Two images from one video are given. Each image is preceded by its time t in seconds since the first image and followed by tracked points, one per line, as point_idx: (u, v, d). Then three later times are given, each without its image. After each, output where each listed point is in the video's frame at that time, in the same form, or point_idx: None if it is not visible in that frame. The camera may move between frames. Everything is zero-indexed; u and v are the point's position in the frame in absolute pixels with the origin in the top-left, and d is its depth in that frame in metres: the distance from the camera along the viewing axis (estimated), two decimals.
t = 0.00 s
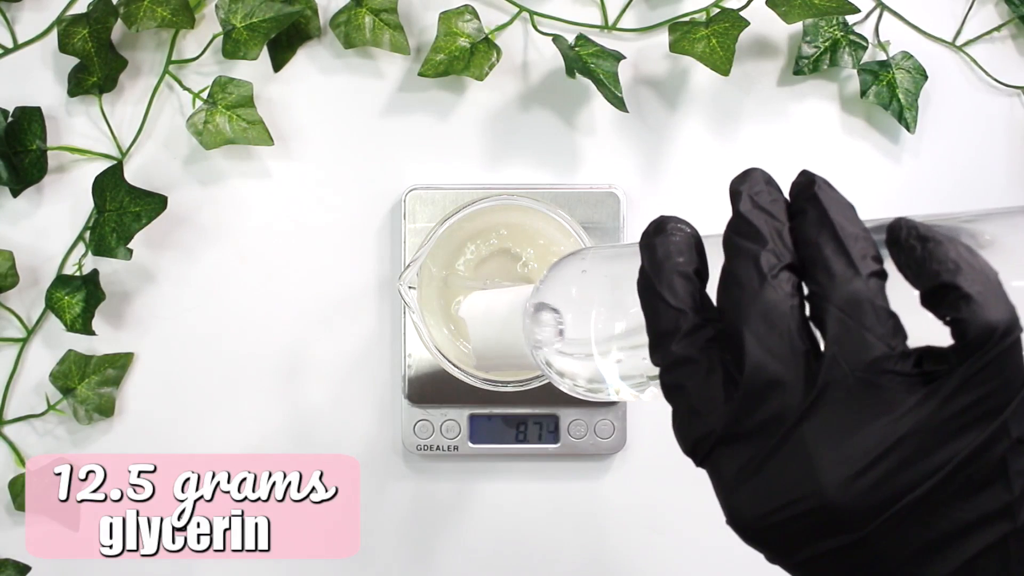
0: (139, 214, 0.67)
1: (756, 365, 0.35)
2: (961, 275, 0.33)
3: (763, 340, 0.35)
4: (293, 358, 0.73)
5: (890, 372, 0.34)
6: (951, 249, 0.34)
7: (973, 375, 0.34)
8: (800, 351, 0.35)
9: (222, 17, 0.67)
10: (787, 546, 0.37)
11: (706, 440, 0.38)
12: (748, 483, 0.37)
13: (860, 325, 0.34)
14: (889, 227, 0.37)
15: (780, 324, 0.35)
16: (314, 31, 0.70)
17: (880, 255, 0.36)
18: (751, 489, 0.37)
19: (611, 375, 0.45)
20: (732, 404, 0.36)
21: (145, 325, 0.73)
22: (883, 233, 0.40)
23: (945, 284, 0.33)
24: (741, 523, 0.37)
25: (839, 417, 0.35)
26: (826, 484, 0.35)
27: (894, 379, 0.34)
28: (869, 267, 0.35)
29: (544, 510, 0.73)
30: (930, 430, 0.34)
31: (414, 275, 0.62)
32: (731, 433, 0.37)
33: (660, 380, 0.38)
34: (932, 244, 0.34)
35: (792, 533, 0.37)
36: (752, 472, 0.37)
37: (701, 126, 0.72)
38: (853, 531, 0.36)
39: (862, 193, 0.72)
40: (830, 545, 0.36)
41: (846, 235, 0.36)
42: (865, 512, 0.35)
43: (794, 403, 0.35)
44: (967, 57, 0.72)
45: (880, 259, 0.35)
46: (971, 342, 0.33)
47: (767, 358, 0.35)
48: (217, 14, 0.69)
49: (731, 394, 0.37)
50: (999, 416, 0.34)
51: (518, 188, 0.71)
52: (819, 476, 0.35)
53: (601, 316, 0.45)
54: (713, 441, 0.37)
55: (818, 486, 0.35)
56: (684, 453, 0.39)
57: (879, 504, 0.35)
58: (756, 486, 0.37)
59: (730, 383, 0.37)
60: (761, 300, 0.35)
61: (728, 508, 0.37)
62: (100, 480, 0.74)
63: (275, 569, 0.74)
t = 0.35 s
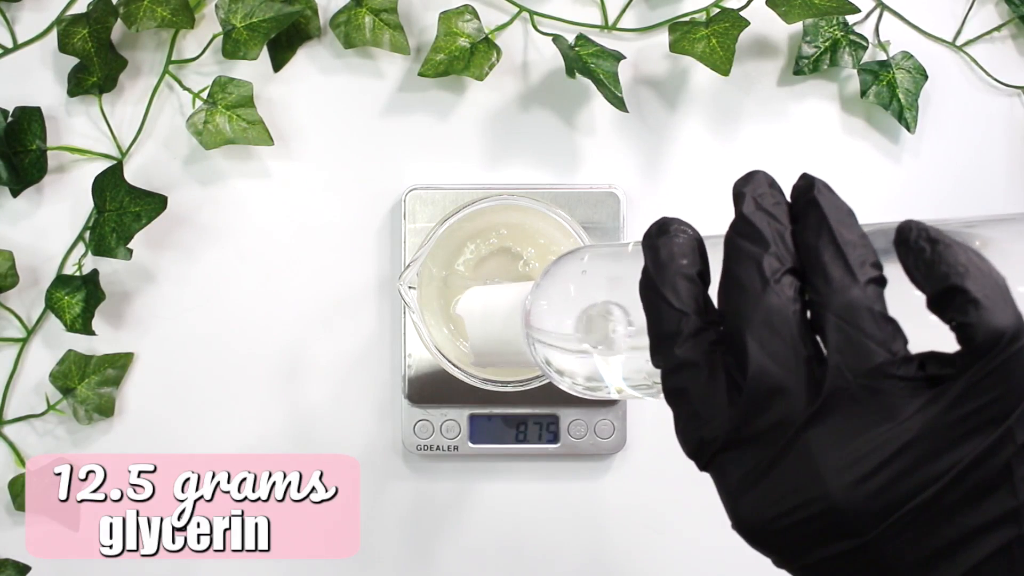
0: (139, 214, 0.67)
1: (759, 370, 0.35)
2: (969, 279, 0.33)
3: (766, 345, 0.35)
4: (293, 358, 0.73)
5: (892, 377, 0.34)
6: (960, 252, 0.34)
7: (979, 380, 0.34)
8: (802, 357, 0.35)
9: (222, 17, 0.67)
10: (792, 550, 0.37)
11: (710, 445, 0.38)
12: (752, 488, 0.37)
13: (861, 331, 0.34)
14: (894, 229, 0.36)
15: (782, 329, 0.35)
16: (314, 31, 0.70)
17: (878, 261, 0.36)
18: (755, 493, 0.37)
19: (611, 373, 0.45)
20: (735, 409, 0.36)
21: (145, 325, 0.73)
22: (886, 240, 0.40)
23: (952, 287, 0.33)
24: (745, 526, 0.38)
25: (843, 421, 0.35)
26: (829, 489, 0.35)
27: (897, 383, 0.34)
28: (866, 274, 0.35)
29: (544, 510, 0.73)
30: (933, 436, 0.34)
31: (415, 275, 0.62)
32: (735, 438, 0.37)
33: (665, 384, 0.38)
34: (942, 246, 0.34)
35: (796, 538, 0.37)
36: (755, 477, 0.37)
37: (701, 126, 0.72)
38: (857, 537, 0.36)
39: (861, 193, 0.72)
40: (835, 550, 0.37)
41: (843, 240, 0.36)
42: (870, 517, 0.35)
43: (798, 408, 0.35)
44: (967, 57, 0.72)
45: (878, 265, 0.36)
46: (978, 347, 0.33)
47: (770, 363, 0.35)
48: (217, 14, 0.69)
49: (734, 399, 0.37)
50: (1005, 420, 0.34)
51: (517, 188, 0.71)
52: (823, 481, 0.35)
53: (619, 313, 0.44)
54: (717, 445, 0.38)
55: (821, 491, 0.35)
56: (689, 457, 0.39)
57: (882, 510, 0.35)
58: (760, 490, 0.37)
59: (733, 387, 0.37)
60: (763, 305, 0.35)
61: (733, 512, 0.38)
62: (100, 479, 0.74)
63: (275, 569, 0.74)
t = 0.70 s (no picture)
0: (139, 214, 0.67)
1: (758, 381, 0.35)
2: (966, 288, 0.33)
3: (766, 356, 0.35)
4: (293, 358, 0.73)
5: (892, 385, 0.34)
6: (954, 261, 0.34)
7: (977, 388, 0.33)
8: (801, 366, 0.35)
9: (222, 17, 0.67)
10: (793, 561, 0.37)
11: (710, 455, 0.38)
12: (751, 498, 0.37)
13: (861, 339, 0.34)
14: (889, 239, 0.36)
15: (781, 339, 0.35)
16: (314, 31, 0.70)
17: (880, 267, 0.36)
18: (756, 503, 0.37)
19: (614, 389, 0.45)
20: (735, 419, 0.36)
21: (145, 325, 0.73)
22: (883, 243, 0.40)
23: (949, 297, 0.33)
24: (745, 537, 0.38)
25: (842, 431, 0.35)
26: (829, 500, 0.35)
27: (897, 391, 0.34)
28: (868, 281, 0.35)
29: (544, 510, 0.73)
30: (933, 444, 0.34)
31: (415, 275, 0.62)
32: (735, 449, 0.37)
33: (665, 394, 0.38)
34: (935, 256, 0.34)
35: (798, 548, 0.37)
36: (755, 487, 0.37)
37: (701, 125, 0.72)
38: (858, 546, 0.36)
39: (862, 193, 0.72)
40: (836, 560, 0.36)
41: (843, 247, 0.35)
42: (871, 526, 0.35)
43: (797, 418, 0.35)
44: (967, 57, 0.72)
45: (880, 273, 0.35)
46: (975, 355, 0.33)
47: (770, 374, 0.35)
48: (217, 14, 0.69)
49: (734, 409, 0.37)
50: (1005, 428, 0.34)
51: (517, 188, 0.71)
52: (823, 490, 0.35)
53: (621, 326, 0.44)
54: (717, 456, 0.37)
55: (821, 501, 0.35)
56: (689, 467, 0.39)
57: (882, 519, 0.35)
58: (760, 501, 0.37)
59: (732, 397, 0.37)
60: (762, 316, 0.35)
61: (733, 522, 0.38)
62: (100, 479, 0.74)
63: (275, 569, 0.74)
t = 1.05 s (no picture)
0: (139, 214, 0.67)
1: (755, 386, 0.35)
2: (965, 293, 0.33)
3: (764, 360, 0.35)
4: (293, 359, 0.73)
5: (890, 391, 0.34)
6: (955, 265, 0.34)
7: (977, 394, 0.34)
8: (798, 370, 0.35)
9: (222, 17, 0.67)
10: (792, 566, 0.37)
11: (707, 461, 0.38)
12: (749, 503, 0.37)
13: (856, 344, 0.34)
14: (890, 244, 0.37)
15: (778, 344, 0.35)
16: (314, 31, 0.70)
17: (875, 273, 0.36)
18: (754, 508, 0.37)
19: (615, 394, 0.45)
20: (733, 424, 0.36)
21: (145, 325, 0.73)
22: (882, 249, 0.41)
23: (949, 301, 0.33)
24: (744, 542, 0.38)
25: (840, 437, 0.35)
26: (828, 505, 0.35)
27: (894, 398, 0.34)
28: (862, 287, 0.35)
29: (544, 510, 0.73)
30: (932, 449, 0.34)
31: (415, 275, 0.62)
32: (733, 454, 0.37)
33: (662, 398, 0.38)
34: (936, 259, 0.34)
35: (796, 553, 0.37)
36: (753, 492, 0.37)
37: (701, 126, 0.72)
38: (857, 551, 0.36)
39: (862, 193, 0.72)
40: (835, 565, 0.36)
41: (839, 253, 0.35)
42: (869, 531, 0.35)
43: (796, 423, 0.35)
44: (967, 57, 0.72)
45: (875, 278, 0.36)
46: (975, 360, 0.33)
47: (768, 379, 0.35)
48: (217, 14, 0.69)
49: (732, 414, 0.37)
50: (1004, 433, 0.34)
51: (517, 188, 0.71)
52: (822, 495, 0.35)
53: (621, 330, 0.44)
54: (716, 461, 0.37)
55: (820, 506, 0.35)
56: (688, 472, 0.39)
57: (881, 525, 0.35)
58: (759, 506, 0.37)
59: (730, 403, 0.37)
60: (759, 320, 0.35)
61: (731, 526, 0.38)
62: (100, 479, 0.74)
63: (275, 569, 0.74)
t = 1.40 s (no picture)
0: (139, 214, 0.67)
1: (755, 389, 0.35)
2: (966, 295, 0.33)
3: (763, 363, 0.35)
4: (292, 358, 0.73)
5: (890, 392, 0.34)
6: (955, 268, 0.34)
7: (976, 396, 0.34)
8: (798, 372, 0.35)
9: (222, 17, 0.67)
10: (790, 569, 0.37)
11: (705, 463, 0.38)
12: (748, 506, 0.37)
13: (860, 346, 0.34)
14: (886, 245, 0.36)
15: (777, 346, 0.35)
16: (314, 31, 0.70)
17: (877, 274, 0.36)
18: (753, 511, 0.37)
19: (610, 391, 0.46)
20: (732, 426, 0.36)
21: (145, 325, 0.73)
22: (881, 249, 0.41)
23: (949, 304, 0.34)
24: (743, 545, 0.37)
25: (839, 439, 0.35)
26: (827, 508, 0.35)
27: (894, 399, 0.34)
28: (865, 288, 0.35)
29: (543, 510, 0.73)
30: (931, 452, 0.34)
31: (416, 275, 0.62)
32: (732, 456, 0.37)
33: (661, 400, 0.39)
34: (935, 264, 0.34)
35: (795, 556, 0.37)
36: (751, 495, 0.37)
37: (701, 126, 0.72)
38: (856, 555, 0.36)
39: (861, 193, 0.72)
40: (833, 568, 0.36)
41: (841, 254, 0.36)
42: (868, 534, 0.35)
43: (794, 425, 0.35)
44: (966, 57, 0.72)
45: (877, 278, 0.36)
46: (977, 362, 0.33)
47: (767, 381, 0.35)
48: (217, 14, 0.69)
49: (731, 416, 0.37)
50: (1004, 435, 0.34)
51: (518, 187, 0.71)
52: (821, 498, 0.35)
53: (616, 329, 0.45)
54: (714, 463, 0.37)
55: (819, 509, 0.35)
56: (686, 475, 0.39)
57: (881, 527, 0.35)
58: (757, 509, 0.37)
59: (729, 405, 0.37)
60: (758, 323, 0.35)
61: (729, 530, 0.38)
62: (100, 479, 0.74)
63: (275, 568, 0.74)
